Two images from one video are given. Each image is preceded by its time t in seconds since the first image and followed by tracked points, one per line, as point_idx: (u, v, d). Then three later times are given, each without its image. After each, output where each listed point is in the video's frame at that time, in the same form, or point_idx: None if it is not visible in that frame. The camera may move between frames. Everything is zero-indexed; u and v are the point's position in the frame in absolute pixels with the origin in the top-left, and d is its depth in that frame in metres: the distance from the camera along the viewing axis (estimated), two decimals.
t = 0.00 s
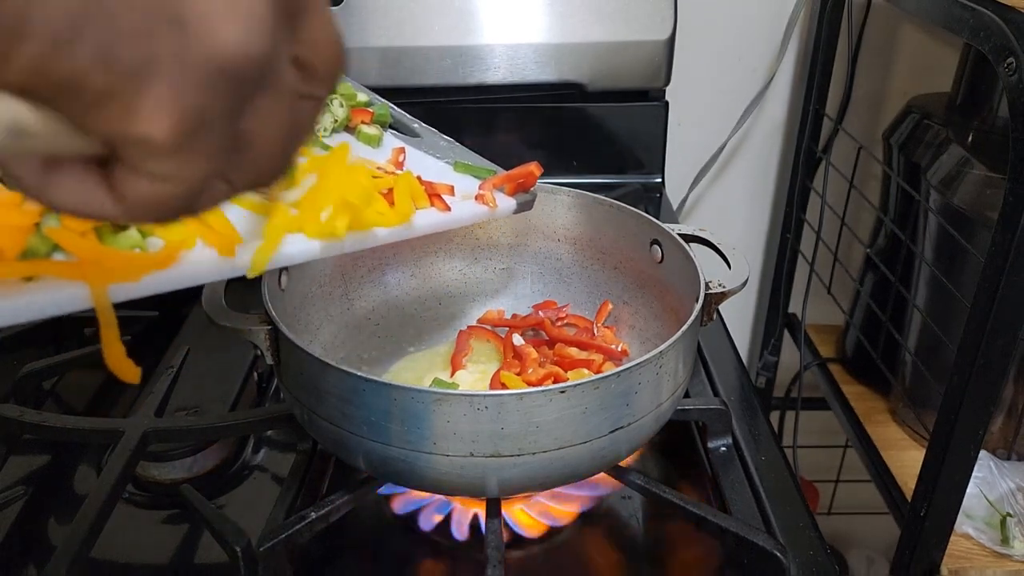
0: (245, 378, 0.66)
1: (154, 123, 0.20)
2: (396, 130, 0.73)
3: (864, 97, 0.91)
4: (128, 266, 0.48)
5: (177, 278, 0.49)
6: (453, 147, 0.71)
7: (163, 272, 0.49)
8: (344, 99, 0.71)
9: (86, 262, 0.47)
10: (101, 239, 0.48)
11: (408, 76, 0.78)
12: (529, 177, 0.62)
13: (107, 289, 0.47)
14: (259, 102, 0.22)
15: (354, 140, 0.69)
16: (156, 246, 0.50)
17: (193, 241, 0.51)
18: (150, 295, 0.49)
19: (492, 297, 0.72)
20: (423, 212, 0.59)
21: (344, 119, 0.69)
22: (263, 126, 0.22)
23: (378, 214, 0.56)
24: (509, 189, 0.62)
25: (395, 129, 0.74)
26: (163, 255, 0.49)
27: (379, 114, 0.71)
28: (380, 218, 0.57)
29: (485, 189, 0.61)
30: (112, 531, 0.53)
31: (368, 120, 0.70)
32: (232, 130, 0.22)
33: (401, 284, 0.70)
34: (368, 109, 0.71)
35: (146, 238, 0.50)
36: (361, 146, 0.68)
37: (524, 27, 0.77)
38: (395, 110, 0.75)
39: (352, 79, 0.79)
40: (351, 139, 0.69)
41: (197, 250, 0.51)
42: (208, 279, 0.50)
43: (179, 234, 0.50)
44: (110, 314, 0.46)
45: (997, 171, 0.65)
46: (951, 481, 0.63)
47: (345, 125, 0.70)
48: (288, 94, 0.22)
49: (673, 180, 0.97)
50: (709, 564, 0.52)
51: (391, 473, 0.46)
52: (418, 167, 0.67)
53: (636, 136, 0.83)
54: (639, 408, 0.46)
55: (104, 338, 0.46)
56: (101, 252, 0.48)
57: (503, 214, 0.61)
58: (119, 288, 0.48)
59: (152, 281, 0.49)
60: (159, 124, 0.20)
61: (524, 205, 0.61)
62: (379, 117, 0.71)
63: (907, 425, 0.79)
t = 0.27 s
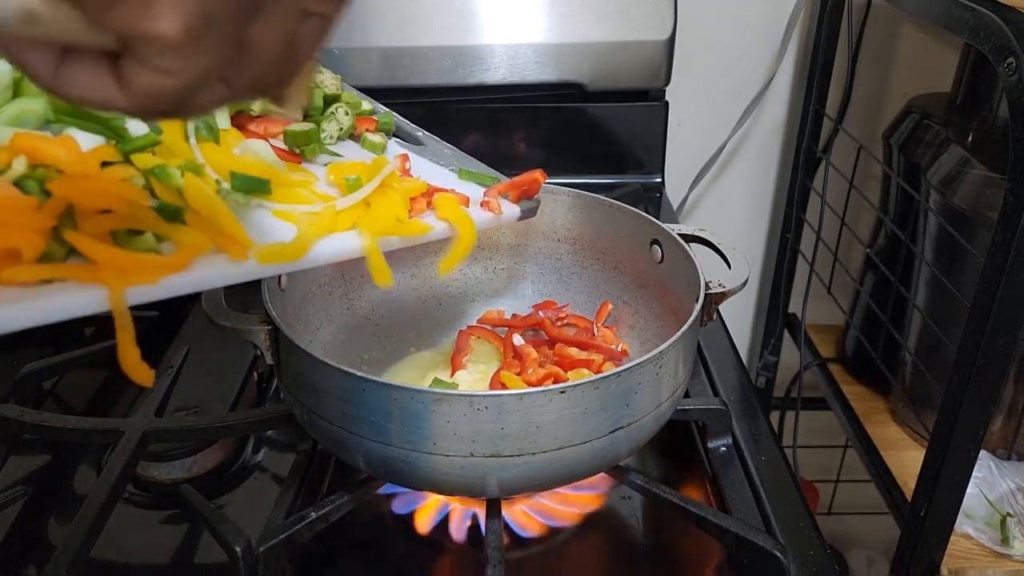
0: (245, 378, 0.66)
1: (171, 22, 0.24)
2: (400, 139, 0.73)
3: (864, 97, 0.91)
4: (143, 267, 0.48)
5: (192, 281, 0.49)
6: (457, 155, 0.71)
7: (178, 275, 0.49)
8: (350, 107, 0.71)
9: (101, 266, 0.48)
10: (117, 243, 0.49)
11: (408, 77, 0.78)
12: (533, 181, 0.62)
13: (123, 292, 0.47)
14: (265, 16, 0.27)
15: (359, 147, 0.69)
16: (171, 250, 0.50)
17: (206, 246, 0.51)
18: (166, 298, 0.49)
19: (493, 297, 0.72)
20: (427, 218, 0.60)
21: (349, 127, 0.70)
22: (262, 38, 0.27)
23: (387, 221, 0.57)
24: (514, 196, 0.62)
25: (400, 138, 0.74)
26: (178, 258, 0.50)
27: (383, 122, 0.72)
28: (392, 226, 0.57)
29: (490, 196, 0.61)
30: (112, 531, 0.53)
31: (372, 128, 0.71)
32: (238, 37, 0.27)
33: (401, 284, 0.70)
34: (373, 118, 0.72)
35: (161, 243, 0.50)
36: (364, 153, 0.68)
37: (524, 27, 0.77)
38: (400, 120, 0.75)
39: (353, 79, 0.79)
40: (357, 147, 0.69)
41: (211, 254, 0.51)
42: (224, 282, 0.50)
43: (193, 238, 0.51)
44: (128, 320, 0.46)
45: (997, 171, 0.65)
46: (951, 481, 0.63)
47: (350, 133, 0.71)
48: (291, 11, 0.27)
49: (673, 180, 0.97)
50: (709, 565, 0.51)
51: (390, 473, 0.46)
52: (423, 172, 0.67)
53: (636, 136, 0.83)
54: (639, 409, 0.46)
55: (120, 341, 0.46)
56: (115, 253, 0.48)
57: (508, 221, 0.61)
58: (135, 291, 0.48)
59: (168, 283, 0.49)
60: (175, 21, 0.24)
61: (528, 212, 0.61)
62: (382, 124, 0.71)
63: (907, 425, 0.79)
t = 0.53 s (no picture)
0: (245, 378, 0.66)
1: (176, 55, 0.26)
2: (407, 140, 0.73)
3: (864, 98, 0.91)
4: (154, 270, 0.47)
5: (202, 285, 0.48)
6: (465, 156, 0.70)
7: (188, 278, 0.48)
8: (357, 109, 0.72)
9: (110, 269, 0.46)
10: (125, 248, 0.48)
11: (409, 77, 0.78)
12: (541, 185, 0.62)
13: (133, 295, 0.46)
14: (264, 49, 0.28)
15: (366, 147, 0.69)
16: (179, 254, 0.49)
17: (215, 250, 0.51)
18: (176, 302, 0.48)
19: (493, 297, 0.72)
20: (435, 220, 0.59)
21: (358, 128, 0.70)
22: (263, 71, 0.29)
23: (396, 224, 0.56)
24: (522, 198, 0.62)
25: (407, 139, 0.74)
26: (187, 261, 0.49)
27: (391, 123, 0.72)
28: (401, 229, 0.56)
29: (498, 199, 0.61)
30: (112, 531, 0.53)
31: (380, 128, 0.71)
32: (239, 73, 0.28)
33: (401, 284, 0.70)
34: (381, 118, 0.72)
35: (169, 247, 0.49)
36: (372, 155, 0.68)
37: (524, 27, 0.77)
38: (407, 120, 0.76)
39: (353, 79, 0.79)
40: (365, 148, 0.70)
41: (220, 258, 0.50)
42: (234, 286, 0.50)
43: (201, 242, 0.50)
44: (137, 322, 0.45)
45: (997, 171, 0.65)
46: (951, 481, 0.63)
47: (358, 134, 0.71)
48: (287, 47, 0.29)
49: (673, 180, 0.97)
50: (709, 565, 0.51)
51: (391, 473, 0.46)
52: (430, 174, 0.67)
53: (636, 136, 0.83)
54: (639, 409, 0.46)
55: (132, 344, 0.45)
56: (124, 256, 0.46)
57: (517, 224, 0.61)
58: (146, 295, 0.46)
59: (178, 286, 0.48)
60: (180, 53, 0.26)
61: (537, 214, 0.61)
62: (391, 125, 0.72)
63: (907, 425, 0.79)
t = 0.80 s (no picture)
0: (245, 378, 0.66)
1: (193, 28, 0.22)
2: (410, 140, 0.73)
3: (864, 98, 0.91)
4: (134, 279, 0.47)
5: (183, 294, 0.49)
6: (467, 157, 0.71)
7: (170, 287, 0.48)
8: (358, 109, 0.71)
9: (90, 278, 0.46)
10: (107, 255, 0.48)
11: (409, 77, 0.78)
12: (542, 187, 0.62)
13: (112, 304, 0.46)
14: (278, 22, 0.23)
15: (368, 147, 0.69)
16: (162, 261, 0.49)
17: (200, 257, 0.51)
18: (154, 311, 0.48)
19: (492, 296, 0.72)
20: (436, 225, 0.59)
21: (359, 128, 0.70)
22: (278, 49, 0.24)
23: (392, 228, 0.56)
24: (524, 199, 0.62)
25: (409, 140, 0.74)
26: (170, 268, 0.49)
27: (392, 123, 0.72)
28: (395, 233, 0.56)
29: (499, 200, 0.61)
30: (112, 531, 0.53)
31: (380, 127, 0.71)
32: (254, 45, 0.23)
33: (401, 284, 0.70)
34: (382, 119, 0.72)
35: (153, 253, 0.49)
36: (372, 155, 0.68)
37: (524, 26, 0.77)
38: (411, 121, 0.76)
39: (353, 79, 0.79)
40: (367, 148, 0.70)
41: (205, 265, 0.50)
42: (216, 293, 0.50)
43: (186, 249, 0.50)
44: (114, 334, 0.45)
45: (997, 171, 0.65)
46: (951, 481, 0.63)
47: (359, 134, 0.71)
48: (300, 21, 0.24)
49: (674, 180, 0.97)
50: (709, 564, 0.51)
51: (390, 473, 0.46)
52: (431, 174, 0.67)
53: (636, 136, 0.83)
54: (639, 409, 0.46)
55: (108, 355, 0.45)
56: (104, 264, 0.46)
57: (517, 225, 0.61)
58: (125, 303, 0.47)
59: (158, 294, 0.48)
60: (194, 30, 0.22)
61: (539, 215, 0.61)
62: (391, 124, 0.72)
63: (907, 425, 0.79)
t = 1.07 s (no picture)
0: (245, 378, 0.66)
1: (229, 97, 0.24)
2: (414, 146, 0.74)
3: (864, 98, 0.91)
4: (128, 297, 0.47)
5: (178, 311, 0.49)
6: (468, 163, 0.71)
7: (164, 304, 0.48)
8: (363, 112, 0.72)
9: (82, 296, 0.46)
10: (101, 271, 0.48)
11: (408, 76, 0.78)
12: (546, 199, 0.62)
13: (105, 323, 0.46)
14: (316, 94, 0.26)
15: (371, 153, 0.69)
16: (156, 278, 0.49)
17: (195, 272, 0.51)
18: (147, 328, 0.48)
19: (493, 297, 0.72)
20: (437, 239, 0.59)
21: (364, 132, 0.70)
22: (313, 112, 0.26)
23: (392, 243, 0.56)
24: (526, 212, 0.62)
25: (413, 145, 0.74)
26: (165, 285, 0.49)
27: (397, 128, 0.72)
28: (396, 248, 0.56)
29: (502, 216, 0.61)
30: (112, 531, 0.53)
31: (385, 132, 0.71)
32: (289, 111, 0.26)
33: (401, 284, 0.70)
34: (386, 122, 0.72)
35: (147, 269, 0.50)
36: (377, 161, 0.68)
37: (525, 26, 0.77)
38: (416, 127, 0.76)
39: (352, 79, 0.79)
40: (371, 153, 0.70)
41: (199, 280, 0.51)
42: (211, 309, 0.50)
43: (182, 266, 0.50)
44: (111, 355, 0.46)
45: (997, 171, 0.65)
46: (951, 481, 0.63)
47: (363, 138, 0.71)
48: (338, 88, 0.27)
49: (674, 180, 0.97)
50: (709, 564, 0.51)
51: (391, 474, 0.46)
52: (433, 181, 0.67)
53: (636, 136, 0.83)
54: (639, 408, 0.46)
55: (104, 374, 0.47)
56: (98, 283, 0.46)
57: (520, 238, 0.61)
58: (117, 322, 0.47)
59: (151, 312, 0.48)
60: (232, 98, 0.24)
61: (540, 228, 0.61)
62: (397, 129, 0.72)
63: (907, 425, 0.79)
